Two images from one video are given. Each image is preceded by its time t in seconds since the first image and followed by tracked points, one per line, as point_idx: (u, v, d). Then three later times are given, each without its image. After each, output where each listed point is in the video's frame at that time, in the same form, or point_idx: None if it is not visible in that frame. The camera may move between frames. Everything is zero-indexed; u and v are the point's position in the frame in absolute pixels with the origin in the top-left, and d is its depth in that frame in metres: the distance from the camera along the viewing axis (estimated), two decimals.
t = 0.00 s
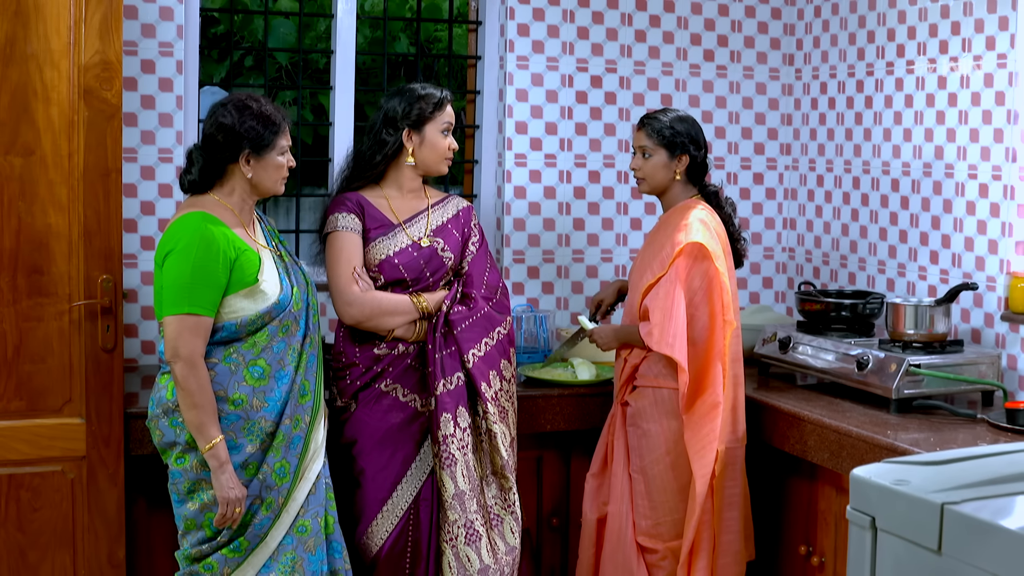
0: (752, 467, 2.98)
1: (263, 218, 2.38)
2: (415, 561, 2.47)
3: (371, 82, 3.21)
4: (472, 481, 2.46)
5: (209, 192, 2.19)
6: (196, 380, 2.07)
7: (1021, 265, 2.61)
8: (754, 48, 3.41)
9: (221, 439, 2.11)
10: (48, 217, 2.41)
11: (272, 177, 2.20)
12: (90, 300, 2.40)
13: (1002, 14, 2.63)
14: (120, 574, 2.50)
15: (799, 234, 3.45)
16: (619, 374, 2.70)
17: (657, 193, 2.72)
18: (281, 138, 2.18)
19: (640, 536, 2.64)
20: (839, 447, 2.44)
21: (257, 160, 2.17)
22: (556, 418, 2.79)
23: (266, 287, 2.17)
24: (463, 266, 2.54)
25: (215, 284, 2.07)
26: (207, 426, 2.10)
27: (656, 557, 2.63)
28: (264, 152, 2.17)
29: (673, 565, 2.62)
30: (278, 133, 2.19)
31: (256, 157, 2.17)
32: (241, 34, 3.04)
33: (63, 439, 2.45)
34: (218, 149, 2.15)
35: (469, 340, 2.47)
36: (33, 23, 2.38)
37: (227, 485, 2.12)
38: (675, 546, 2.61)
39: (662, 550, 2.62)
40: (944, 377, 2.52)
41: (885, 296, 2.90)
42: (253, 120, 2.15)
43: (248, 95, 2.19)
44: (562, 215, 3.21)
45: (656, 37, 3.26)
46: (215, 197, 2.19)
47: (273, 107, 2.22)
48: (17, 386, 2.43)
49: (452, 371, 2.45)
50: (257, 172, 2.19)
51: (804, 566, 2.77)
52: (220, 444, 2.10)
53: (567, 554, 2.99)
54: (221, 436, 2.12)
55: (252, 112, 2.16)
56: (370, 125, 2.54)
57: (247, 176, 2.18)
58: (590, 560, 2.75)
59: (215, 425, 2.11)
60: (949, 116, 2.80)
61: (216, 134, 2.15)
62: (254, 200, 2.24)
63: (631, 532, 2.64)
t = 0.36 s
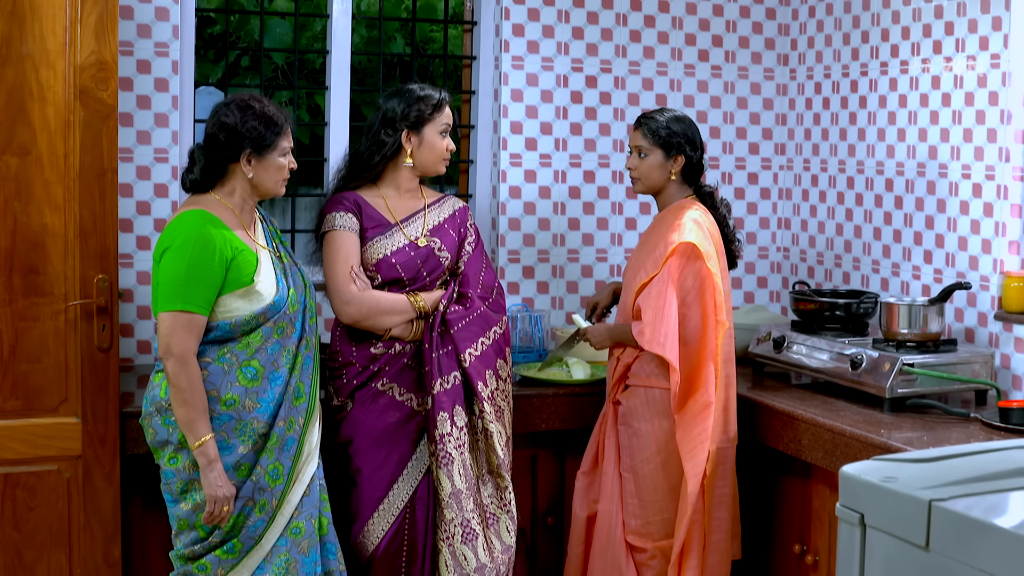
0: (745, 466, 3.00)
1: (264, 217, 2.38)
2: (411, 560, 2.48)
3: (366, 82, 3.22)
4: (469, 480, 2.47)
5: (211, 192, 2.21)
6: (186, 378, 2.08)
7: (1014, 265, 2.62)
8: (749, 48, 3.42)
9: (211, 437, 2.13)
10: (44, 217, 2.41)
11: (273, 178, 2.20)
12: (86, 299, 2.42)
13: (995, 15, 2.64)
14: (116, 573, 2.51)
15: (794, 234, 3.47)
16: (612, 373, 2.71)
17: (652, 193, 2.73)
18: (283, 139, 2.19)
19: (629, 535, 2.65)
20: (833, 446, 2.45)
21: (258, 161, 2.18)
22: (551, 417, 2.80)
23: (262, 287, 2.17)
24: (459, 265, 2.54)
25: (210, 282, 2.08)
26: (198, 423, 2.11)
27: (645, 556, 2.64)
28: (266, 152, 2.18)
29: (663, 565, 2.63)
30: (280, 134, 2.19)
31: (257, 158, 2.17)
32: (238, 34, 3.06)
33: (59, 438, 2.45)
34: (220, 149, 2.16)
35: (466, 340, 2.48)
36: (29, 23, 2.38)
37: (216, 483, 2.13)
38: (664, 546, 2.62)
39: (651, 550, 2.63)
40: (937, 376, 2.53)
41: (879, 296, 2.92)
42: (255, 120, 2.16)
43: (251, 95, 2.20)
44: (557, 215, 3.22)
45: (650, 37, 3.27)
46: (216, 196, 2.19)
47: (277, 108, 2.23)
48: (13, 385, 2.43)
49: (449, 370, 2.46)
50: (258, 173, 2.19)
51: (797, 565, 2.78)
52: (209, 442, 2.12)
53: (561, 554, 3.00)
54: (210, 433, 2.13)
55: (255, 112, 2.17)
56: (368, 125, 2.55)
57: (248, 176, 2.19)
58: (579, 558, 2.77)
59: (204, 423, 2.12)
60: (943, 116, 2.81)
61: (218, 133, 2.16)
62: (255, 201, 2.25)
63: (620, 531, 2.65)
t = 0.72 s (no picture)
0: (740, 465, 3.00)
1: (268, 214, 2.37)
2: (408, 559, 2.48)
3: (362, 82, 3.22)
4: (466, 478, 2.47)
5: (213, 189, 2.22)
6: (178, 372, 2.09)
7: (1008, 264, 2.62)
8: (744, 49, 3.43)
9: (201, 433, 2.13)
10: (40, 216, 2.41)
11: (276, 178, 2.20)
12: (82, 299, 2.44)
13: (988, 15, 2.64)
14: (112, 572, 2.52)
15: (789, 233, 3.48)
16: (608, 372, 2.71)
17: (647, 189, 2.74)
18: (287, 139, 2.19)
19: (628, 534, 2.66)
20: (827, 444, 2.46)
21: (262, 160, 2.18)
22: (546, 416, 2.81)
23: (258, 285, 2.18)
24: (455, 265, 2.55)
25: (206, 278, 2.09)
26: (189, 418, 2.12)
27: (645, 555, 2.65)
28: (270, 151, 2.18)
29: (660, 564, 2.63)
30: (284, 133, 2.19)
31: (260, 156, 2.18)
32: (234, 34, 3.05)
33: (55, 437, 2.46)
34: (224, 147, 2.17)
35: (462, 339, 2.49)
36: (25, 23, 2.38)
37: (205, 480, 2.14)
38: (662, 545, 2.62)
39: (650, 549, 2.63)
40: (932, 375, 2.54)
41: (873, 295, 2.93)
42: (260, 120, 2.16)
43: (257, 94, 2.21)
44: (552, 214, 3.23)
45: (645, 37, 3.28)
46: (218, 194, 2.20)
47: (283, 108, 2.23)
48: (10, 385, 2.43)
49: (446, 369, 2.46)
50: (262, 172, 2.20)
51: (791, 563, 2.79)
52: (199, 438, 2.12)
53: (557, 552, 3.01)
54: (201, 429, 2.14)
55: (259, 111, 2.17)
56: (364, 125, 2.55)
57: (251, 174, 2.20)
58: (577, 559, 2.77)
59: (195, 418, 2.12)
60: (937, 116, 2.82)
61: (222, 132, 2.17)
62: (258, 199, 2.26)
63: (619, 530, 2.66)
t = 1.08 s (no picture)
0: (738, 462, 3.01)
1: (262, 210, 2.37)
2: (407, 556, 2.49)
3: (361, 80, 3.23)
4: (465, 475, 2.48)
5: (205, 185, 2.22)
6: (165, 370, 2.09)
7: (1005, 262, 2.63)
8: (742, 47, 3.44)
9: (192, 430, 2.13)
10: (39, 213, 2.42)
11: (268, 173, 2.22)
12: (82, 296, 2.45)
13: (985, 13, 2.66)
14: (112, 568, 2.53)
15: (787, 231, 3.49)
16: (607, 370, 2.73)
17: (646, 188, 2.75)
18: (279, 134, 2.20)
19: (629, 532, 2.66)
20: (824, 442, 2.47)
21: (253, 155, 2.19)
22: (544, 413, 2.83)
23: (243, 280, 2.17)
24: (454, 262, 2.56)
25: (191, 275, 2.10)
26: (179, 416, 2.12)
27: (645, 552, 2.65)
28: (262, 147, 2.19)
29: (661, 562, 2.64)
30: (276, 129, 2.20)
31: (253, 152, 2.19)
32: (233, 33, 3.05)
33: (55, 434, 2.47)
34: (215, 142, 2.18)
35: (461, 336, 2.49)
36: (24, 22, 2.39)
37: (196, 477, 2.13)
38: (663, 542, 2.63)
39: (651, 547, 2.64)
40: (929, 373, 2.55)
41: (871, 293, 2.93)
42: (251, 114, 2.17)
43: (249, 89, 2.21)
44: (551, 212, 3.23)
45: (644, 35, 3.28)
46: (209, 190, 2.21)
47: (275, 103, 2.24)
48: (9, 382, 2.44)
49: (445, 366, 2.47)
50: (254, 167, 2.21)
51: (790, 560, 2.80)
52: (189, 434, 2.13)
53: (555, 549, 3.01)
54: (191, 426, 2.14)
55: (252, 106, 2.18)
56: (363, 124, 2.55)
57: (243, 170, 2.20)
58: (580, 557, 2.78)
59: (185, 415, 2.13)
60: (935, 114, 2.83)
61: (214, 127, 2.18)
62: (249, 195, 2.26)
63: (619, 529, 2.66)
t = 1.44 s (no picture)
0: (737, 462, 3.02)
1: (256, 209, 2.36)
2: (406, 554, 2.49)
3: (361, 81, 3.24)
4: (464, 473, 2.49)
5: (200, 185, 2.24)
6: (141, 366, 2.11)
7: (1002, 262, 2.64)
8: (740, 48, 3.45)
9: (166, 428, 2.15)
10: (39, 214, 2.43)
11: (265, 177, 2.23)
12: (82, 296, 2.45)
13: (982, 14, 2.66)
14: (111, 567, 2.54)
15: (785, 231, 3.50)
16: (605, 369, 2.74)
17: (647, 190, 2.75)
18: (278, 140, 2.21)
19: (626, 530, 2.67)
20: (822, 441, 2.47)
21: (251, 160, 2.20)
22: (543, 412, 2.84)
23: (221, 281, 2.18)
24: (453, 262, 2.56)
25: (170, 272, 2.12)
26: (153, 413, 2.14)
27: (642, 551, 2.66)
28: (260, 152, 2.20)
29: (659, 560, 2.64)
30: (276, 134, 2.22)
31: (251, 157, 2.20)
32: (233, 34, 3.06)
33: (56, 433, 2.48)
34: (213, 145, 2.19)
35: (460, 335, 2.50)
36: (25, 23, 2.40)
37: (167, 476, 2.14)
38: (661, 541, 2.63)
39: (648, 545, 2.65)
40: (926, 372, 2.55)
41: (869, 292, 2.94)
42: (252, 120, 2.18)
43: (250, 92, 2.22)
44: (550, 212, 3.24)
45: (643, 36, 3.29)
46: (202, 189, 2.23)
47: (276, 106, 2.25)
48: (9, 381, 2.45)
49: (444, 364, 2.48)
50: (251, 171, 2.22)
51: (788, 560, 2.80)
52: (163, 432, 2.14)
53: (554, 548, 3.02)
54: (166, 424, 2.15)
55: (252, 110, 2.19)
56: (359, 124, 2.56)
57: (240, 174, 2.22)
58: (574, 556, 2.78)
59: (159, 414, 2.14)
60: (932, 114, 2.84)
61: (213, 129, 2.18)
62: (242, 197, 2.27)
63: (617, 528, 2.67)
